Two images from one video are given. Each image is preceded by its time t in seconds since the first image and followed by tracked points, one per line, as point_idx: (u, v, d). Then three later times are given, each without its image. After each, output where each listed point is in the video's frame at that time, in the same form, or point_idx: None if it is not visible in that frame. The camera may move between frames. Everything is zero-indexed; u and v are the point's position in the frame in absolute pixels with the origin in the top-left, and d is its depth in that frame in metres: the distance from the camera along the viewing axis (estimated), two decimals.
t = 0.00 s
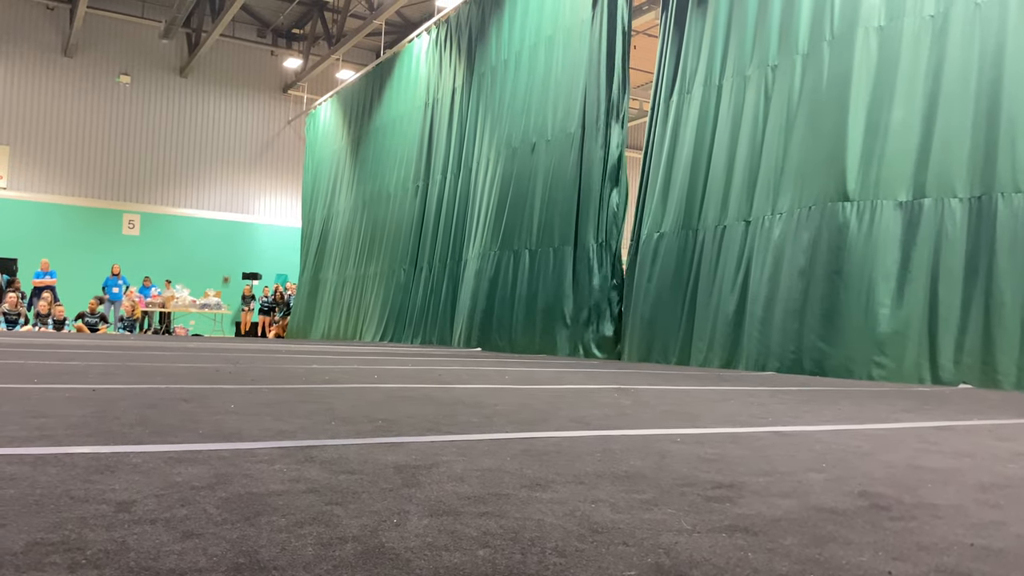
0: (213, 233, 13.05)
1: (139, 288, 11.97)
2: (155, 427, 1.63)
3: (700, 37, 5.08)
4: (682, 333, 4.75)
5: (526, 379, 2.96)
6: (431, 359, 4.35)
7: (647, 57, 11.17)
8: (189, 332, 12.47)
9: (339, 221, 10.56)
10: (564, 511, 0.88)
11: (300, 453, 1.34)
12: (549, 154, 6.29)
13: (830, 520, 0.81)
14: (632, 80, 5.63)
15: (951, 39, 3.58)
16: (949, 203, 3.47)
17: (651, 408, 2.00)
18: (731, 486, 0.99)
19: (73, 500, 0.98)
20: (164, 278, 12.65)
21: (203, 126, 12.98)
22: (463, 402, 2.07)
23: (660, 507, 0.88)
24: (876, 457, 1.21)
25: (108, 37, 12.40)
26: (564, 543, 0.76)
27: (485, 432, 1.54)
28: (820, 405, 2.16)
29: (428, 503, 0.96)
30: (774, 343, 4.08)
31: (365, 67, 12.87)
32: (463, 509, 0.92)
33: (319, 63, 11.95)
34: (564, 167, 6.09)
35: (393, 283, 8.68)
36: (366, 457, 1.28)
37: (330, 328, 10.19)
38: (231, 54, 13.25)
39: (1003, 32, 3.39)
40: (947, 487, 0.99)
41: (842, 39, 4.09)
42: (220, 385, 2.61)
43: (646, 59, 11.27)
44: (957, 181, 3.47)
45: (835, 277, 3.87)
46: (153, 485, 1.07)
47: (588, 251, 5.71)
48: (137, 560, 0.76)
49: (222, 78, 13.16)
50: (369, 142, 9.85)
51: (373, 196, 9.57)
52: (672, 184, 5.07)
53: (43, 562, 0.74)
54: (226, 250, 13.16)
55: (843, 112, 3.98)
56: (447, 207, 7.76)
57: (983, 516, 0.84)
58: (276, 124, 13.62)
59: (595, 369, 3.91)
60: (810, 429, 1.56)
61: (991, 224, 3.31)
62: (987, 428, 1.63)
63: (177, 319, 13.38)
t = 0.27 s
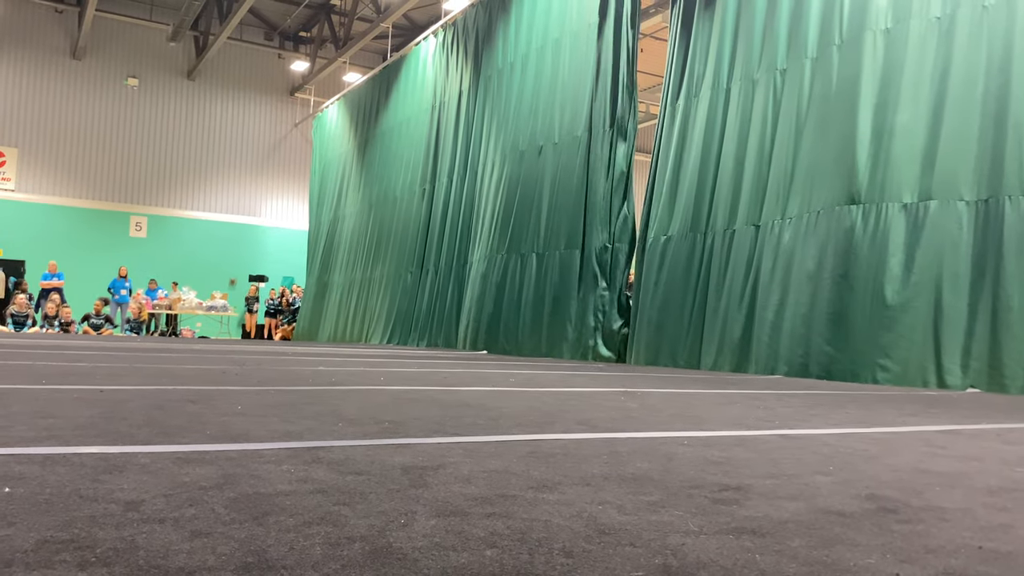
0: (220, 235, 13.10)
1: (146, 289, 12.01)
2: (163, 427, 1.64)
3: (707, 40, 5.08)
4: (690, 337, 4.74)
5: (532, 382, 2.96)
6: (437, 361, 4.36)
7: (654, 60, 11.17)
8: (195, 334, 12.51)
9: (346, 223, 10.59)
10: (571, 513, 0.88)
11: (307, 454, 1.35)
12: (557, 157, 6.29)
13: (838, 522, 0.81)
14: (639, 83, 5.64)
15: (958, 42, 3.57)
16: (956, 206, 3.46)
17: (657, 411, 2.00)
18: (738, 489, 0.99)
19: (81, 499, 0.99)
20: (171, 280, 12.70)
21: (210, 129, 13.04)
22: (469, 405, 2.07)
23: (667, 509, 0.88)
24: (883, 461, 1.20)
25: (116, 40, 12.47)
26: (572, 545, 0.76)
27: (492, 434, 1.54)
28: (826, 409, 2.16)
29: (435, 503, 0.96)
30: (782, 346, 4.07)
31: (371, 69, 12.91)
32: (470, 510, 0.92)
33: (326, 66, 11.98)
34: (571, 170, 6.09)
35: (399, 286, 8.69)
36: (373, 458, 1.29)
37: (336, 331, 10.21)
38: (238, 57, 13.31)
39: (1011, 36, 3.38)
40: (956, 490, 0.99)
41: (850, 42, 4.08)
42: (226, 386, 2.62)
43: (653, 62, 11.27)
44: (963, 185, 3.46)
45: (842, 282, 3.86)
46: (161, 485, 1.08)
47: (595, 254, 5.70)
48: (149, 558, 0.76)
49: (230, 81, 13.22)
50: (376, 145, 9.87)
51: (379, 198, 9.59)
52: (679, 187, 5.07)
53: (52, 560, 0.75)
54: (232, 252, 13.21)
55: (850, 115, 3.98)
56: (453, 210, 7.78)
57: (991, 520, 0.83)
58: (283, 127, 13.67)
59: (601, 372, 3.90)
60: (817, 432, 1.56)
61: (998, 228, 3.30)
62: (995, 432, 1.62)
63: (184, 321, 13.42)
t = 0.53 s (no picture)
0: (225, 237, 13.13)
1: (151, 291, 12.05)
2: (168, 429, 1.64)
3: (712, 43, 5.08)
4: (695, 341, 4.73)
5: (536, 384, 2.96)
6: (441, 364, 4.36)
7: (659, 62, 11.17)
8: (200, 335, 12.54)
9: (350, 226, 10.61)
10: (575, 515, 0.88)
11: (311, 456, 1.35)
12: (562, 160, 6.29)
13: (842, 526, 0.81)
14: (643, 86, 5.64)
15: (960, 43, 3.57)
16: (958, 208, 3.46)
17: (662, 413, 2.00)
18: (742, 491, 0.99)
19: (87, 501, 0.99)
20: (176, 282, 12.73)
21: (216, 132, 13.09)
22: (473, 407, 2.08)
23: (671, 512, 0.88)
24: (887, 464, 1.20)
25: (122, 43, 12.53)
26: (575, 547, 0.76)
27: (495, 436, 1.54)
28: (831, 411, 2.16)
29: (439, 506, 0.97)
30: (788, 350, 4.06)
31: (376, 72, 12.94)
32: (474, 512, 0.92)
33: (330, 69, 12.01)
34: (576, 173, 6.10)
35: (404, 289, 8.70)
36: (377, 460, 1.29)
37: (340, 333, 10.22)
38: (243, 60, 13.35)
39: (1015, 37, 3.37)
40: (961, 494, 0.99)
41: (856, 45, 4.08)
42: (232, 388, 2.63)
43: (657, 65, 11.27)
44: (966, 186, 3.46)
45: (847, 284, 3.85)
46: (167, 487, 1.08)
47: (599, 257, 5.70)
48: (154, 560, 0.77)
49: (235, 84, 13.26)
50: (381, 148, 9.89)
51: (384, 201, 9.61)
52: (684, 190, 5.07)
53: (58, 561, 0.75)
54: (237, 254, 13.24)
55: (855, 117, 3.98)
56: (457, 213, 7.79)
57: (995, 523, 0.83)
58: (288, 129, 13.71)
59: (605, 374, 3.90)
60: (821, 435, 1.56)
61: (1002, 230, 3.29)
62: (1000, 435, 1.62)
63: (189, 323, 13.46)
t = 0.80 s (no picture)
0: (227, 238, 13.15)
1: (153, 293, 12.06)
2: (170, 431, 1.64)
3: (715, 42, 5.08)
4: (698, 340, 4.73)
5: (538, 385, 2.96)
6: (443, 364, 4.36)
7: (660, 63, 11.17)
8: (202, 337, 12.55)
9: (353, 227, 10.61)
10: (577, 517, 0.88)
11: (314, 458, 1.35)
12: (564, 162, 6.29)
13: (845, 527, 0.81)
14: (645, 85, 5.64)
15: (960, 42, 3.58)
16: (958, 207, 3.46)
17: (664, 415, 2.00)
18: (745, 493, 0.99)
19: (90, 503, 0.99)
20: (179, 283, 12.75)
21: (218, 133, 13.10)
22: (474, 408, 2.08)
23: (673, 513, 0.88)
24: (890, 465, 1.20)
25: (124, 45, 12.55)
26: (578, 549, 0.76)
27: (498, 437, 1.54)
28: (833, 412, 2.15)
29: (442, 507, 0.96)
30: (793, 351, 4.06)
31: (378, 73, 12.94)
32: (476, 514, 0.92)
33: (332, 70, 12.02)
34: (578, 173, 6.09)
35: (406, 290, 8.70)
36: (379, 462, 1.29)
37: (342, 334, 10.22)
38: (245, 61, 13.36)
39: (1016, 37, 3.37)
40: (963, 495, 0.98)
41: (859, 45, 4.07)
42: (233, 390, 2.63)
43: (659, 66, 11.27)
44: (965, 185, 3.47)
45: (850, 285, 3.85)
46: (169, 489, 1.08)
47: (602, 258, 5.70)
48: (157, 562, 0.77)
49: (237, 85, 13.28)
50: (383, 148, 9.90)
51: (386, 202, 9.61)
52: (687, 191, 5.07)
53: (61, 564, 0.75)
54: (239, 255, 13.25)
55: (859, 117, 3.97)
56: (459, 213, 7.79)
57: (998, 524, 0.83)
58: (290, 130, 13.72)
59: (607, 374, 3.90)
60: (824, 437, 1.55)
61: (1002, 229, 3.29)
62: (1002, 436, 1.62)
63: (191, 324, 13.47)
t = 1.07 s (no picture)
0: (225, 238, 13.13)
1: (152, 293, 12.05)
2: (167, 432, 1.64)
3: (713, 41, 5.08)
4: (700, 339, 4.73)
5: (537, 385, 2.95)
6: (442, 364, 4.36)
7: (658, 61, 11.16)
8: (201, 337, 12.54)
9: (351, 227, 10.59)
10: (575, 518, 0.88)
11: (311, 459, 1.35)
12: (563, 161, 6.28)
13: (844, 527, 0.81)
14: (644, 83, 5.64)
15: (958, 38, 3.57)
16: (955, 204, 3.47)
17: (663, 414, 2.00)
18: (744, 493, 0.98)
19: (86, 505, 0.99)
20: (178, 284, 12.74)
21: (216, 133, 13.09)
22: (473, 408, 2.07)
23: (671, 514, 0.88)
24: (889, 464, 1.20)
25: (121, 45, 12.53)
26: (575, 550, 0.76)
27: (497, 437, 1.54)
28: (832, 411, 2.15)
29: (439, 509, 0.96)
30: (794, 349, 4.05)
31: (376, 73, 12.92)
32: (474, 515, 0.92)
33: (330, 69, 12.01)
34: (577, 172, 6.09)
35: (406, 290, 8.69)
36: (377, 462, 1.29)
37: (341, 334, 10.21)
38: (243, 60, 13.34)
39: (1013, 35, 3.37)
40: (963, 494, 0.98)
41: (858, 44, 4.07)
42: (232, 390, 2.63)
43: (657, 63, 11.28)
44: (962, 182, 3.47)
45: (850, 284, 3.84)
46: (166, 491, 1.08)
47: (602, 257, 5.69)
48: (152, 565, 0.76)
49: (235, 85, 13.26)
50: (382, 148, 9.88)
51: (385, 202, 9.60)
52: (686, 190, 5.06)
53: (56, 567, 0.75)
54: (238, 255, 13.23)
55: (859, 116, 3.96)
56: (458, 213, 7.78)
57: (997, 524, 0.83)
58: (288, 130, 13.71)
59: (608, 374, 3.90)
60: (823, 435, 1.55)
61: (1000, 226, 3.29)
62: (1002, 434, 1.61)
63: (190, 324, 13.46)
